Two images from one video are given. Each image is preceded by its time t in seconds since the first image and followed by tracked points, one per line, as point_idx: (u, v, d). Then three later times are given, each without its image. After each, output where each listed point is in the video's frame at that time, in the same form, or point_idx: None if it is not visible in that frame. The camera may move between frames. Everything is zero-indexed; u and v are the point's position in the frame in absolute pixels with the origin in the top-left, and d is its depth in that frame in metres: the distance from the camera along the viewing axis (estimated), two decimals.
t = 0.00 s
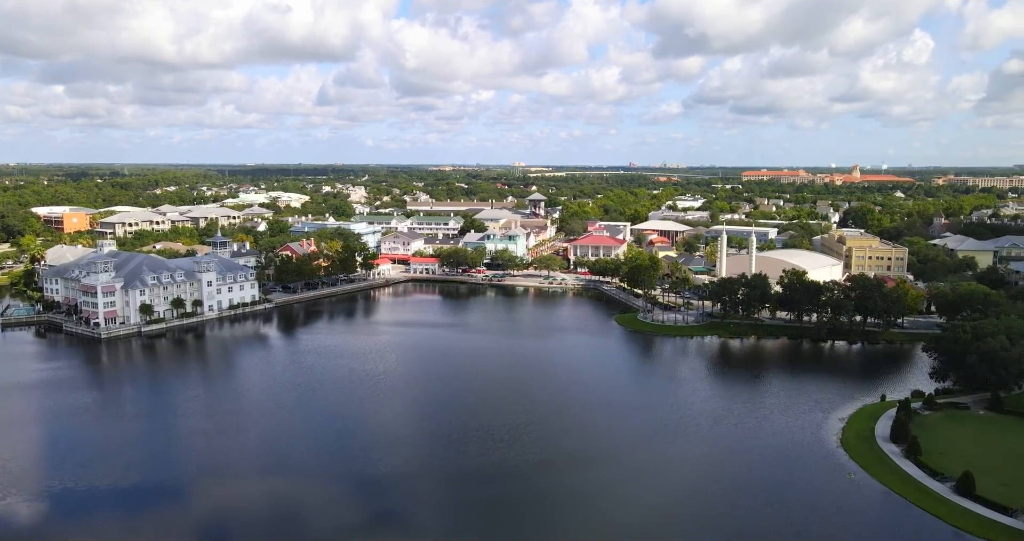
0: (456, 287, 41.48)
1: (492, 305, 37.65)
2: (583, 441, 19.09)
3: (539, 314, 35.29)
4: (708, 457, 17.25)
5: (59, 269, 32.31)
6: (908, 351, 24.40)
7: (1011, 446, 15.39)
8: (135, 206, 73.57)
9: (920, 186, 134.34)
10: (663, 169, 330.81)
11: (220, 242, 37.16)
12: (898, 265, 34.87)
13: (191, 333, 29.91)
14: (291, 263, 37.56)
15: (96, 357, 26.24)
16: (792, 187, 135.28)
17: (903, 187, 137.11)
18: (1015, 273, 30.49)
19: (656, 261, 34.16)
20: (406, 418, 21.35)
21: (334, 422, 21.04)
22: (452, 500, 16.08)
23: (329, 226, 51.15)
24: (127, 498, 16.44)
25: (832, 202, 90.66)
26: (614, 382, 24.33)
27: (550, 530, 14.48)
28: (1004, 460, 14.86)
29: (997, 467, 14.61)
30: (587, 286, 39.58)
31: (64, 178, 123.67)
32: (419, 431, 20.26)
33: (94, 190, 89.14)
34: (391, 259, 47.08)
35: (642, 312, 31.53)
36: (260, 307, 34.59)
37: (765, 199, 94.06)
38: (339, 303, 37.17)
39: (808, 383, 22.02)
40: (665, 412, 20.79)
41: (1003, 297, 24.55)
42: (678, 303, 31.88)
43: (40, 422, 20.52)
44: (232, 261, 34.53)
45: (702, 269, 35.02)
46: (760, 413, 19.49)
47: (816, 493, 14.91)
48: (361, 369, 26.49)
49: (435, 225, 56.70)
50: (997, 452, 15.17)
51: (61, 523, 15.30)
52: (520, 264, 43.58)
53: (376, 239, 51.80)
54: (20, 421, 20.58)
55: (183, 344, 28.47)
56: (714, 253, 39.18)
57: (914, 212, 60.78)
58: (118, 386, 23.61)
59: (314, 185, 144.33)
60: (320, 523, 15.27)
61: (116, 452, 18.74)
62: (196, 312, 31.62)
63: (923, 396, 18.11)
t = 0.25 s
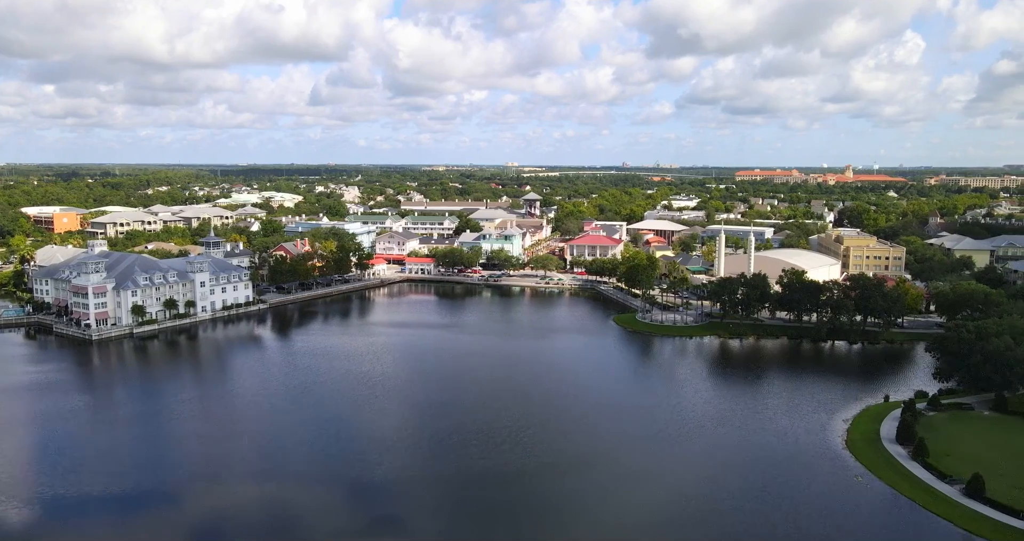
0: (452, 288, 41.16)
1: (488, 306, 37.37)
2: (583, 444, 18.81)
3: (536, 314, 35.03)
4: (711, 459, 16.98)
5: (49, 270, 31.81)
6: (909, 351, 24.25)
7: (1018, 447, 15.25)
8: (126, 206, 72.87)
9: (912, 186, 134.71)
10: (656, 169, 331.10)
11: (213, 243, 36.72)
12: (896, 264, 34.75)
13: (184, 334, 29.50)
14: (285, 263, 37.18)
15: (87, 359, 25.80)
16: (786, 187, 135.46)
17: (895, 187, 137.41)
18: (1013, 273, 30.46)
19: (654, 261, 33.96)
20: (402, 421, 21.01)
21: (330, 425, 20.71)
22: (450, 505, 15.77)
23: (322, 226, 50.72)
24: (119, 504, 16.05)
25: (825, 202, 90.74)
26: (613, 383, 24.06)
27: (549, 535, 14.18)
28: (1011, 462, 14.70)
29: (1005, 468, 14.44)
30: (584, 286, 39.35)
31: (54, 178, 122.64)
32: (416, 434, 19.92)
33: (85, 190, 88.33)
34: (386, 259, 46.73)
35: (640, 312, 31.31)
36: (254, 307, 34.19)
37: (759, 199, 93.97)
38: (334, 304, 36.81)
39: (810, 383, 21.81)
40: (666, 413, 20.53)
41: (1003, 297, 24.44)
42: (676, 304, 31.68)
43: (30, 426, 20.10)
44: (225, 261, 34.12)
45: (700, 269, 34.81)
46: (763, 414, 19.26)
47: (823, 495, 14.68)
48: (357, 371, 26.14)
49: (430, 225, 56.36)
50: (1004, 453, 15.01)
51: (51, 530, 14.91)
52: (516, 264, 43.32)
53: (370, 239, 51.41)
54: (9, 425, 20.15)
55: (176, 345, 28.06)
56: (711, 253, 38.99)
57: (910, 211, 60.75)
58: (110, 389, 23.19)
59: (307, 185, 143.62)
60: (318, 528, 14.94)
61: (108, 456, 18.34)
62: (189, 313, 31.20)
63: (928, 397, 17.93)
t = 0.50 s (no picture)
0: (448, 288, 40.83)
1: (485, 306, 37.08)
2: (583, 446, 18.52)
3: (533, 314, 34.76)
4: (715, 461, 16.72)
5: (39, 271, 31.34)
6: (910, 351, 24.08)
7: None
8: (118, 206, 72.22)
9: (906, 186, 134.75)
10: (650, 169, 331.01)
11: (206, 242, 36.28)
12: (894, 263, 34.63)
13: (177, 335, 29.10)
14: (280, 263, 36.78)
15: (78, 361, 25.37)
16: (780, 187, 135.65)
17: (889, 187, 137.47)
18: (1012, 272, 30.37)
19: (652, 260, 33.74)
20: (400, 423, 20.69)
21: (327, 428, 20.37)
22: (448, 509, 15.45)
23: (317, 226, 50.35)
24: (111, 509, 15.66)
25: (820, 202, 90.71)
26: (613, 384, 23.79)
27: None
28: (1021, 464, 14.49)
29: (1015, 471, 14.24)
30: (581, 285, 39.10)
31: (45, 177, 121.59)
32: (413, 437, 19.60)
33: (76, 190, 87.44)
34: (382, 259, 46.39)
35: (638, 312, 31.08)
36: (248, 308, 33.80)
37: (754, 199, 93.79)
38: (329, 304, 36.44)
39: (812, 383, 21.60)
40: (667, 415, 20.27)
41: (1004, 296, 24.30)
42: (675, 303, 31.46)
43: (19, 430, 19.69)
44: (219, 261, 33.70)
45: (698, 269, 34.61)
46: (765, 415, 19.01)
47: (830, 498, 14.43)
48: (354, 372, 25.79)
49: (425, 225, 56.02)
50: (1013, 456, 14.81)
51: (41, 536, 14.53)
52: (513, 264, 43.04)
53: (365, 239, 51.02)
54: None
55: (168, 347, 27.64)
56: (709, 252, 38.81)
57: (905, 211, 60.73)
58: (102, 391, 22.78)
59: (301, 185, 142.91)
60: (315, 534, 14.61)
61: (100, 461, 17.96)
62: (182, 314, 30.80)
63: (933, 397, 17.75)
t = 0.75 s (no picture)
0: (445, 288, 40.52)
1: (482, 306, 36.80)
2: (585, 449, 18.23)
3: (531, 314, 34.51)
4: (720, 463, 16.46)
5: (30, 271, 30.89)
6: (912, 351, 23.93)
7: None
8: (110, 206, 71.51)
9: (900, 186, 134.68)
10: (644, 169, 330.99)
11: (200, 242, 35.86)
12: (893, 263, 34.52)
13: (171, 336, 28.71)
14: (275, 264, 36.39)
15: (69, 363, 24.96)
16: (775, 187, 135.83)
17: (883, 186, 137.53)
18: (1011, 271, 30.31)
19: (651, 260, 33.53)
20: (398, 426, 20.36)
21: (324, 430, 20.03)
22: (448, 514, 15.13)
23: (312, 226, 49.95)
24: (103, 515, 15.30)
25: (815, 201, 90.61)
26: (614, 385, 23.52)
27: None
28: None
29: None
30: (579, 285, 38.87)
31: (35, 177, 120.43)
32: (412, 440, 19.29)
33: (68, 190, 86.40)
34: (377, 259, 46.05)
35: (637, 312, 30.86)
36: (243, 309, 33.42)
37: (750, 199, 93.61)
38: (325, 305, 36.10)
39: (815, 384, 21.40)
40: (669, 416, 20.01)
41: (1006, 295, 24.20)
42: (674, 303, 31.24)
43: (10, 434, 19.30)
44: (213, 261, 33.31)
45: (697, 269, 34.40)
46: (770, 416, 18.78)
47: (840, 501, 14.20)
48: (351, 374, 25.45)
49: (421, 224, 55.68)
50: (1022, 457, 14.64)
51: None
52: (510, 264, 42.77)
53: (361, 239, 50.63)
54: None
55: (162, 348, 27.24)
56: (707, 252, 38.63)
57: (901, 210, 60.75)
58: (94, 394, 22.38)
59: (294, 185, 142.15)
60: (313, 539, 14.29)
61: (92, 465, 17.59)
62: (176, 315, 30.40)
63: (938, 398, 17.58)
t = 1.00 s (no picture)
0: (442, 288, 40.22)
1: (480, 306, 36.51)
2: (588, 451, 17.94)
3: (529, 315, 34.24)
4: (728, 466, 16.19)
5: (22, 271, 30.44)
6: (915, 351, 23.77)
7: None
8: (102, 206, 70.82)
9: (895, 187, 134.34)
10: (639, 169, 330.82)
11: (195, 242, 35.45)
12: (893, 263, 34.40)
13: (165, 337, 28.32)
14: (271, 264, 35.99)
15: (62, 365, 24.55)
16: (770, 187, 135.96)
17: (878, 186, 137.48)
18: (1012, 271, 30.20)
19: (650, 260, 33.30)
20: (396, 429, 20.02)
21: (322, 434, 19.67)
22: (448, 519, 14.81)
23: (307, 225, 49.56)
24: (96, 520, 14.95)
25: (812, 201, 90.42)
26: (616, 386, 23.25)
27: None
28: None
29: None
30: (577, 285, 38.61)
31: (27, 177, 119.32)
32: (411, 443, 18.96)
33: (59, 190, 85.31)
34: (374, 259, 45.69)
35: (637, 312, 30.61)
36: (238, 309, 33.04)
37: (746, 198, 93.38)
38: (321, 305, 35.75)
39: (820, 385, 21.17)
40: (673, 417, 19.76)
41: (1009, 295, 24.05)
42: (674, 303, 31.01)
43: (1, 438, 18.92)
44: (208, 261, 32.94)
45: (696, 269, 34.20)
46: (776, 418, 18.52)
47: (852, 505, 13.94)
48: (348, 376, 25.09)
49: (417, 224, 55.31)
50: None
51: None
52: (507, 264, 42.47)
53: (357, 239, 50.26)
54: None
55: (158, 349, 26.87)
56: (706, 252, 38.45)
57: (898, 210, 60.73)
58: (87, 396, 22.00)
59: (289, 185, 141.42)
60: None
61: (86, 470, 17.23)
62: (170, 316, 30.01)
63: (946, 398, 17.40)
